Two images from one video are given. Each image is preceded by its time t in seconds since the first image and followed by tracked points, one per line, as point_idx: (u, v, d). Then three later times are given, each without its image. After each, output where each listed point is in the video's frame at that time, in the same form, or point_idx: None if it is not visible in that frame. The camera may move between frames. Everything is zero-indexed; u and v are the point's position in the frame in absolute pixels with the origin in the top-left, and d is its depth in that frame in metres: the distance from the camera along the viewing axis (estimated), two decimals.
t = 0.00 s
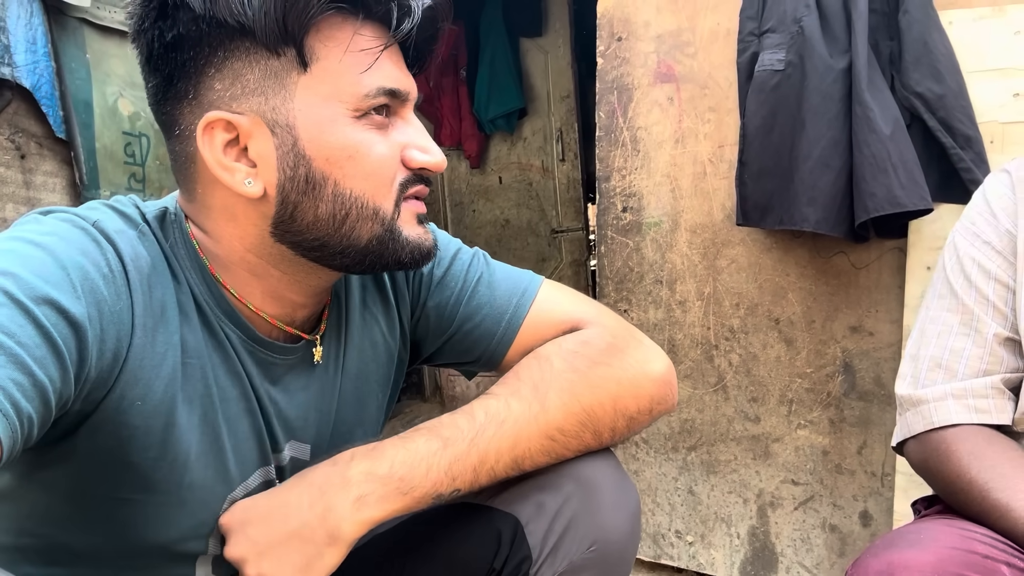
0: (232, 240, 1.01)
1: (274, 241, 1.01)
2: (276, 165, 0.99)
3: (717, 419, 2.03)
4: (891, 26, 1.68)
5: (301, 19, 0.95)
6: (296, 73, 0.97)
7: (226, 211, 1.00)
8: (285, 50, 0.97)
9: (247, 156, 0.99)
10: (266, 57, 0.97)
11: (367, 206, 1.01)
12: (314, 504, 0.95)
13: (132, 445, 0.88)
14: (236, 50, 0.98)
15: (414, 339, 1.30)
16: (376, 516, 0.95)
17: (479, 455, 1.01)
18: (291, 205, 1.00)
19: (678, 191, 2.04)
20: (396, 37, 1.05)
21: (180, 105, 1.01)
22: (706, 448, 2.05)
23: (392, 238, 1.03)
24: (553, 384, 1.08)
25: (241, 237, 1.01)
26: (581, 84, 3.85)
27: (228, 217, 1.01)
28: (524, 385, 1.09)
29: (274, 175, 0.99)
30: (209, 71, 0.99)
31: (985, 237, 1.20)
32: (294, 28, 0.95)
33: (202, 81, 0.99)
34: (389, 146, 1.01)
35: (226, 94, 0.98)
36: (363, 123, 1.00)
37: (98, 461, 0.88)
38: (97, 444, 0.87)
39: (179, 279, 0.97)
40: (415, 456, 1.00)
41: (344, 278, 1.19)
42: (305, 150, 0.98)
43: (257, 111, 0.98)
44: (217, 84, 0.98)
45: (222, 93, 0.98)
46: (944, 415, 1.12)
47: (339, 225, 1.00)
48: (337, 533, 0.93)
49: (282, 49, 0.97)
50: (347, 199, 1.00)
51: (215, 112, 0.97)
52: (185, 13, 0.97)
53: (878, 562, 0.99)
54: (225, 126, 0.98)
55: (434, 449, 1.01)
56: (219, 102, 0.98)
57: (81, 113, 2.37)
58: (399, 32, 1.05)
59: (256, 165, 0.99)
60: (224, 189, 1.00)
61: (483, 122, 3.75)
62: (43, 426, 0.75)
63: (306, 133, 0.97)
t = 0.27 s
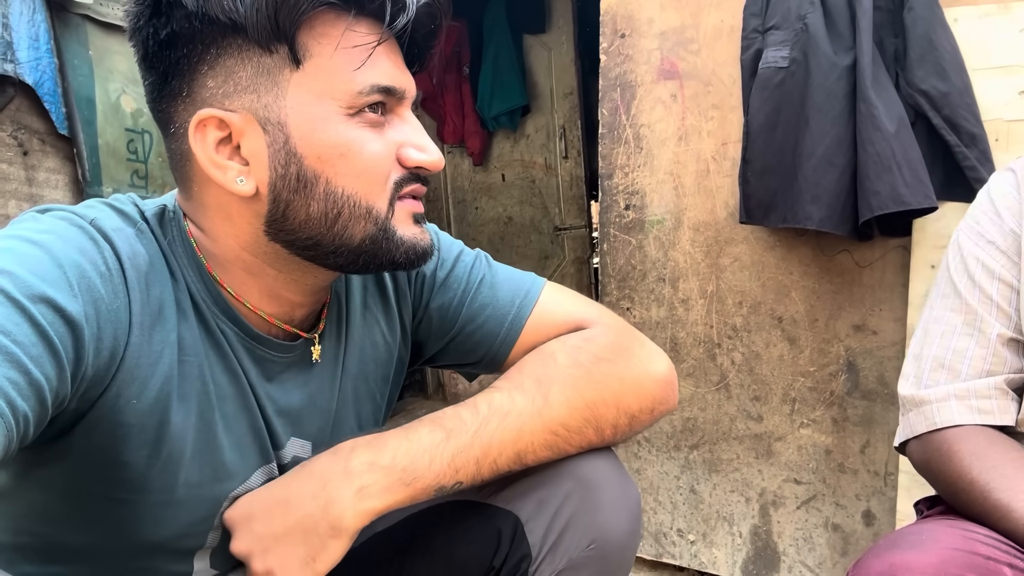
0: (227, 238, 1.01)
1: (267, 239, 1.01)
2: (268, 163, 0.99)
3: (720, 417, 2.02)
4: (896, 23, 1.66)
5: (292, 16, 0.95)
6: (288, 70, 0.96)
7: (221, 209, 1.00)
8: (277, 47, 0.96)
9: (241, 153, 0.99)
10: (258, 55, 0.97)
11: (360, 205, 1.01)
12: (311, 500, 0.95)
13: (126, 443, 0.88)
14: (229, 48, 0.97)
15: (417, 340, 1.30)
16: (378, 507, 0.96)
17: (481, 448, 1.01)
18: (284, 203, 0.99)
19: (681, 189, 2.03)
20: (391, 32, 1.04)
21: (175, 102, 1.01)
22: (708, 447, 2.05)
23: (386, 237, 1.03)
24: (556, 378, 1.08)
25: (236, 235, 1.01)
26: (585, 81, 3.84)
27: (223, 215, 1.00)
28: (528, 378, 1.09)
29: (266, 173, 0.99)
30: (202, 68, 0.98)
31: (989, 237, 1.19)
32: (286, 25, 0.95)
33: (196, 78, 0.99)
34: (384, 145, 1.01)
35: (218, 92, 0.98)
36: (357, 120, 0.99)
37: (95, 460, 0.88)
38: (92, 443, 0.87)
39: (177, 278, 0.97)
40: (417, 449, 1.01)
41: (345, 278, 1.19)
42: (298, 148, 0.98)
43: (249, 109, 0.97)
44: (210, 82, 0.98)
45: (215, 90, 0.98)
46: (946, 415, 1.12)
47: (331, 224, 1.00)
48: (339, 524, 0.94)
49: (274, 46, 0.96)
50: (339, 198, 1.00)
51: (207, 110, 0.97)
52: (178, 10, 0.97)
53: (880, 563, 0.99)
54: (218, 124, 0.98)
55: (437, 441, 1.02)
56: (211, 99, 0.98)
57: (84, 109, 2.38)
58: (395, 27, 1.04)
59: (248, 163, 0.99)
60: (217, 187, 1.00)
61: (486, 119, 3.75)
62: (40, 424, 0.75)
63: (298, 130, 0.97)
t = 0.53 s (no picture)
0: (228, 242, 1.01)
1: (267, 242, 1.01)
2: (268, 167, 0.98)
3: (718, 420, 2.03)
4: (893, 28, 1.67)
5: (294, 20, 0.95)
6: (289, 73, 0.96)
7: (222, 213, 1.00)
8: (279, 51, 0.96)
9: (241, 156, 0.99)
10: (260, 58, 0.97)
11: (359, 209, 1.01)
12: (314, 503, 0.95)
13: (129, 447, 0.88)
14: (231, 51, 0.97)
15: (418, 343, 1.30)
16: (393, 520, 0.96)
17: (496, 456, 1.00)
18: (283, 206, 0.99)
19: (679, 192, 2.03)
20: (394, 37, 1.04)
21: (177, 105, 1.01)
22: (706, 450, 2.05)
23: (385, 242, 1.03)
24: (569, 384, 1.08)
25: (237, 238, 1.01)
26: (583, 84, 3.85)
27: (224, 218, 1.00)
28: (540, 383, 1.09)
29: (266, 176, 0.99)
30: (204, 71, 0.98)
31: (987, 242, 1.20)
32: (288, 29, 0.95)
33: (197, 81, 0.99)
34: (385, 150, 1.01)
35: (220, 95, 0.98)
36: (357, 125, 0.99)
37: (97, 464, 0.87)
38: (94, 448, 0.86)
39: (179, 281, 0.97)
40: (435, 459, 0.99)
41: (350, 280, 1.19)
42: (297, 152, 0.98)
43: (250, 111, 0.97)
44: (212, 85, 0.98)
45: (217, 93, 0.98)
46: (944, 420, 1.12)
47: (330, 228, 1.00)
48: (353, 536, 0.94)
49: (276, 50, 0.96)
50: (338, 202, 1.00)
51: (209, 113, 0.97)
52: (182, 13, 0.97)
53: (880, 567, 0.99)
54: (219, 126, 0.98)
55: (453, 451, 1.00)
56: (213, 102, 0.98)
57: (81, 111, 2.37)
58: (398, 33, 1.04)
59: (248, 166, 0.98)
60: (218, 190, 1.00)
61: (484, 121, 3.75)
62: (44, 429, 0.75)
63: (298, 134, 0.97)
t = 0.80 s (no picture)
0: (230, 239, 1.01)
1: (268, 239, 1.01)
2: (271, 164, 0.98)
3: (719, 420, 2.03)
4: (895, 27, 1.67)
5: (300, 18, 0.95)
6: (294, 71, 0.96)
7: (224, 210, 1.00)
8: (284, 49, 0.96)
9: (244, 154, 0.99)
10: (265, 56, 0.97)
11: (360, 208, 1.01)
12: (312, 503, 0.96)
13: (128, 445, 0.88)
14: (237, 47, 0.97)
15: (417, 342, 1.30)
16: (383, 527, 0.96)
17: (485, 462, 1.00)
18: (284, 204, 0.99)
19: (680, 191, 2.03)
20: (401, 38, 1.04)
21: (181, 101, 1.01)
22: (707, 450, 2.05)
23: (386, 243, 1.03)
24: (559, 387, 1.07)
25: (239, 235, 1.01)
26: (584, 83, 3.84)
27: (226, 216, 1.00)
28: (531, 388, 1.08)
29: (268, 173, 0.98)
30: (210, 68, 0.98)
31: (984, 243, 1.19)
32: (294, 27, 0.95)
33: (202, 78, 0.99)
34: (388, 151, 1.01)
35: (225, 91, 0.98)
36: (361, 124, 0.99)
37: (96, 462, 0.88)
38: (93, 446, 0.86)
39: (179, 279, 0.97)
40: (422, 467, 0.99)
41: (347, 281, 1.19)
42: (299, 149, 0.98)
43: (254, 108, 0.97)
44: (217, 81, 0.98)
45: (222, 90, 0.98)
46: (941, 419, 1.12)
47: (331, 226, 1.00)
48: (341, 543, 0.94)
49: (281, 48, 0.96)
50: (339, 200, 1.00)
51: (213, 109, 0.97)
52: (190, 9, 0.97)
53: (878, 566, 0.99)
54: (223, 122, 0.97)
55: (440, 458, 1.00)
56: (218, 99, 0.98)
57: (83, 110, 2.37)
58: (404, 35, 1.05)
59: (252, 163, 0.98)
60: (221, 187, 1.00)
61: (486, 121, 3.75)
62: (43, 427, 0.75)
63: (300, 130, 0.97)
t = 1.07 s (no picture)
0: (235, 237, 1.01)
1: (278, 238, 1.01)
2: (282, 163, 0.99)
3: (719, 419, 2.03)
4: (895, 26, 1.67)
5: (309, 17, 0.95)
6: (303, 71, 0.97)
7: (229, 209, 1.00)
8: (293, 49, 0.96)
9: (253, 154, 0.99)
10: (273, 56, 0.96)
11: (372, 204, 1.01)
12: (312, 500, 0.96)
13: (127, 443, 0.88)
14: (243, 48, 0.97)
15: (415, 339, 1.30)
16: (379, 528, 0.97)
17: (482, 462, 1.01)
18: (296, 203, 1.00)
19: (680, 191, 2.03)
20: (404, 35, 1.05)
21: (185, 102, 1.00)
22: (707, 449, 2.05)
23: (395, 237, 1.04)
24: (554, 387, 1.07)
25: (243, 233, 1.01)
26: (584, 83, 3.84)
27: (231, 216, 1.00)
28: (526, 388, 1.08)
29: (279, 172, 0.99)
30: (216, 68, 0.98)
31: (983, 242, 1.19)
32: (302, 26, 0.95)
33: (208, 78, 0.98)
34: (396, 147, 1.02)
35: (233, 91, 0.97)
36: (370, 122, 1.00)
37: (94, 459, 0.88)
38: (92, 443, 0.87)
39: (178, 277, 0.97)
40: (418, 468, 0.99)
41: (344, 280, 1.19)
42: (311, 148, 0.98)
43: (263, 108, 0.97)
44: (224, 82, 0.98)
45: (229, 91, 0.97)
46: (942, 419, 1.12)
47: (344, 223, 1.00)
48: (338, 544, 0.95)
49: (290, 47, 0.96)
50: (352, 197, 1.00)
51: (221, 110, 0.97)
52: (194, 10, 0.96)
53: (876, 563, 0.99)
54: (231, 123, 0.97)
55: (437, 459, 1.00)
56: (225, 99, 0.98)
57: (84, 109, 2.38)
58: (407, 33, 1.05)
59: (262, 163, 0.98)
60: (228, 188, 0.99)
61: (486, 120, 3.75)
62: (42, 424, 0.75)
63: (311, 130, 0.97)
